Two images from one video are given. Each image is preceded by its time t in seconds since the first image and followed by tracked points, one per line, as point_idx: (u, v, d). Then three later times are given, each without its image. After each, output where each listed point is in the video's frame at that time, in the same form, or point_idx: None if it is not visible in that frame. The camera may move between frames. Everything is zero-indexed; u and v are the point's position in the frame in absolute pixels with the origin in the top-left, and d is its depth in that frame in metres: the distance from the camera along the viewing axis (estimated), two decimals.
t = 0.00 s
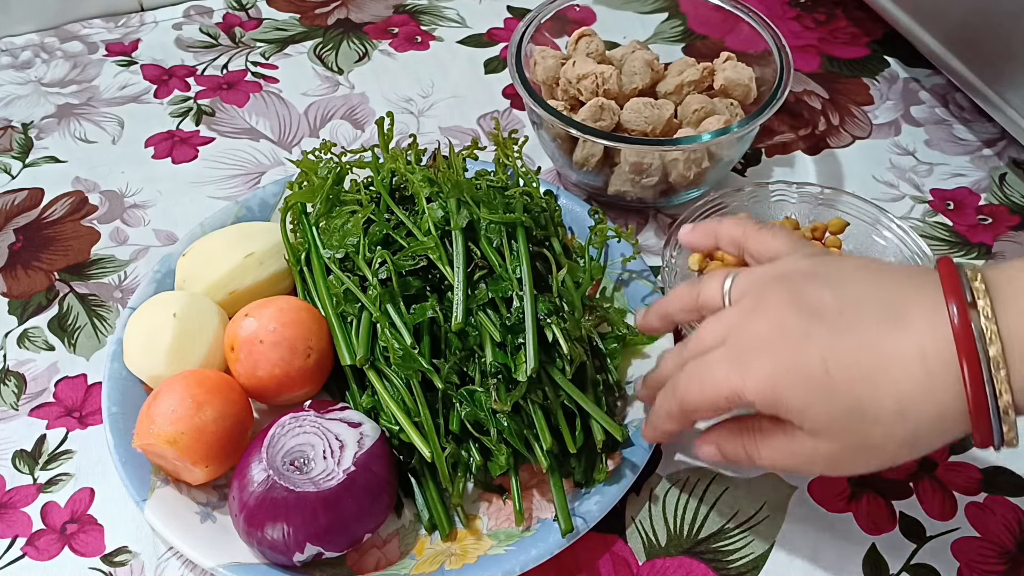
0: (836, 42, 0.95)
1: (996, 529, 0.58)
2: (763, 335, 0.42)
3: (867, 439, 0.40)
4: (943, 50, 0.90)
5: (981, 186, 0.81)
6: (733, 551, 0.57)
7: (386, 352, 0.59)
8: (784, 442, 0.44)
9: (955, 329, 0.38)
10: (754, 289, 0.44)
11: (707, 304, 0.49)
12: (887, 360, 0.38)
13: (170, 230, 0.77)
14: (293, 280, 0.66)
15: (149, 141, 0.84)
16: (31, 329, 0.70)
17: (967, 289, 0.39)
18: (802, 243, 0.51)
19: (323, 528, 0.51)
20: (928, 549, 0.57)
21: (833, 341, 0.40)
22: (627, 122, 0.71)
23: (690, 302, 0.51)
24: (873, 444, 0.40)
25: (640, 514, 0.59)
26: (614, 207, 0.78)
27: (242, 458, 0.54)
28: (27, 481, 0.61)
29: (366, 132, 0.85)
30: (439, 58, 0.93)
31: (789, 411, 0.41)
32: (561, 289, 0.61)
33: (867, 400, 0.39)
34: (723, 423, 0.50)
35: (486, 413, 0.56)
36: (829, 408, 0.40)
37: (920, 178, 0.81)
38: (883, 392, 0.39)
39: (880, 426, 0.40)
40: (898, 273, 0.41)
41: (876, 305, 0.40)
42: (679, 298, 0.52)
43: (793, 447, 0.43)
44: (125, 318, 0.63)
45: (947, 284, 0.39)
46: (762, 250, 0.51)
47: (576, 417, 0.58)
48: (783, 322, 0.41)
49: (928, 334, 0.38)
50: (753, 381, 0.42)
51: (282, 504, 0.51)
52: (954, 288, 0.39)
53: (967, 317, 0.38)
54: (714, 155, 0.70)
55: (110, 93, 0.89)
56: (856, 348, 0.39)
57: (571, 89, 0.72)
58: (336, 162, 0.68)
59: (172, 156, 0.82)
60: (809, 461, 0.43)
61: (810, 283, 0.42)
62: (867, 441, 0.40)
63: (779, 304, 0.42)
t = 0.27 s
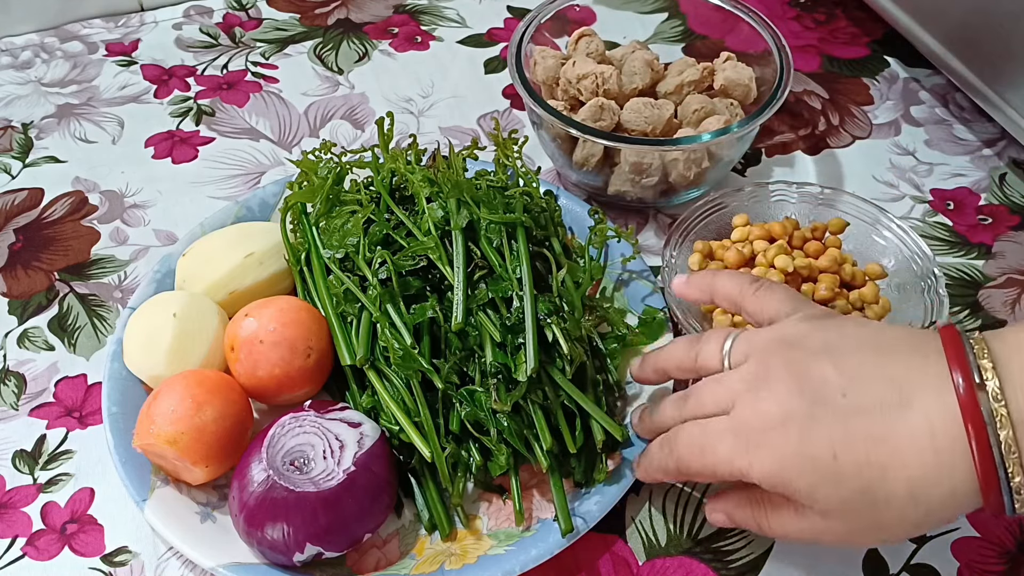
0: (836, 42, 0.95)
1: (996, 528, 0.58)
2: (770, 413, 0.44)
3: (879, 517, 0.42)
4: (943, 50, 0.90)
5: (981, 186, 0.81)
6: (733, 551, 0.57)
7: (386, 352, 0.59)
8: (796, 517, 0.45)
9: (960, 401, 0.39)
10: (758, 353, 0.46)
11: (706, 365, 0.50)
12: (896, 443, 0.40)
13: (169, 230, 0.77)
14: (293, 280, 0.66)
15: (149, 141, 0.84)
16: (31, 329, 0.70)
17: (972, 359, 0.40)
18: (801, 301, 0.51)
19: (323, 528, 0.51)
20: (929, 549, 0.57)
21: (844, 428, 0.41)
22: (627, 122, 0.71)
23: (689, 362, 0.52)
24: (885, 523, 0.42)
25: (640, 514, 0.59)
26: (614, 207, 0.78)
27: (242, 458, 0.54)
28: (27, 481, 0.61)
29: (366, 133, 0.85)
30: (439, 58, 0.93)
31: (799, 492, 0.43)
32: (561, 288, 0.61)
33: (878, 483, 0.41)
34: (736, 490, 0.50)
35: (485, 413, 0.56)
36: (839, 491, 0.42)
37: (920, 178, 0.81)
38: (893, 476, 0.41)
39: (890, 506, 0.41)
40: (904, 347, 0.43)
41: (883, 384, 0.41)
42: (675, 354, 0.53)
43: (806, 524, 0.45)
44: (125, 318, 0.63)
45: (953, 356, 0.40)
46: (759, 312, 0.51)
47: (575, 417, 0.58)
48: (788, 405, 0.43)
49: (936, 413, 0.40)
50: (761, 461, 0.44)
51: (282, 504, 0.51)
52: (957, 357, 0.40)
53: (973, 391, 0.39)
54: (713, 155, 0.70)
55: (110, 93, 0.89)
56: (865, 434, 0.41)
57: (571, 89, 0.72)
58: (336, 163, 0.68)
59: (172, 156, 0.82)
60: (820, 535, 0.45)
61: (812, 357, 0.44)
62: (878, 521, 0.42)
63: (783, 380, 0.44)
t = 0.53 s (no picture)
0: (836, 42, 0.95)
1: (996, 529, 0.58)
2: (748, 389, 0.42)
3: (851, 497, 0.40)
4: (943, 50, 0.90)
5: (981, 186, 0.81)
6: (733, 551, 0.57)
7: (386, 352, 0.59)
8: (770, 498, 0.43)
9: (934, 378, 0.38)
10: (740, 334, 0.45)
11: (687, 337, 0.48)
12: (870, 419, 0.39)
13: (169, 230, 0.77)
14: (293, 280, 0.66)
15: (149, 141, 0.84)
16: (31, 329, 0.70)
17: (948, 337, 0.39)
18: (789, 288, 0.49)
19: (324, 528, 0.51)
20: (929, 549, 0.57)
21: (822, 406, 0.40)
22: (627, 122, 0.71)
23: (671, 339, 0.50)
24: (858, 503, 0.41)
25: (640, 514, 0.59)
26: (614, 207, 0.78)
27: (242, 458, 0.54)
28: (27, 481, 0.61)
29: (366, 133, 0.85)
30: (439, 58, 0.93)
31: (771, 468, 0.41)
32: (562, 288, 0.61)
33: (851, 461, 0.39)
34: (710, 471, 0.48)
35: (485, 413, 0.56)
36: (813, 469, 0.40)
37: (920, 178, 0.81)
38: (870, 452, 0.39)
39: (862, 484, 0.40)
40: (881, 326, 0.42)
41: (859, 366, 0.40)
42: (656, 328, 0.51)
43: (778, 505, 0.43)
44: (125, 318, 0.63)
45: (928, 334, 0.39)
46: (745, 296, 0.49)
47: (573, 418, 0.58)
48: (768, 383, 0.41)
49: (909, 388, 0.38)
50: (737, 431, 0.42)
51: (282, 504, 0.51)
52: (932, 335, 0.39)
53: (947, 368, 0.38)
54: (713, 155, 0.70)
55: (110, 93, 0.89)
56: (839, 410, 0.39)
57: (571, 89, 0.72)
58: (336, 162, 0.68)
59: (172, 156, 0.82)
60: (796, 521, 0.43)
61: (790, 336, 0.42)
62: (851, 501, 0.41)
63: (760, 357, 0.42)
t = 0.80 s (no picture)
0: (837, 42, 0.95)
1: (996, 529, 0.58)
2: (733, 392, 0.42)
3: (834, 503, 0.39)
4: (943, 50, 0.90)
5: (981, 186, 0.81)
6: (733, 551, 0.57)
7: (386, 352, 0.59)
8: (758, 504, 0.42)
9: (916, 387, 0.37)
10: (730, 343, 0.45)
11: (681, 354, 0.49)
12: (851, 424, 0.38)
13: (169, 230, 0.77)
14: (293, 280, 0.66)
15: (148, 141, 0.84)
16: (31, 329, 0.70)
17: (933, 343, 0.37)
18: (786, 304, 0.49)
19: (323, 528, 0.51)
20: (929, 549, 0.57)
21: (804, 407, 0.39)
22: (627, 122, 0.70)
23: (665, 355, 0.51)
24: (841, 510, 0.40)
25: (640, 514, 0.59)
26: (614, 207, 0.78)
27: (242, 458, 0.54)
28: (27, 481, 0.61)
29: (366, 133, 0.85)
30: (439, 58, 0.93)
31: (756, 473, 0.41)
32: (562, 288, 0.61)
33: (832, 466, 0.39)
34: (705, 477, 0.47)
35: (484, 413, 0.56)
36: (796, 471, 0.39)
37: (920, 178, 0.81)
38: (849, 454, 0.38)
39: (845, 489, 0.39)
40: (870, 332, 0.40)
41: (842, 371, 0.39)
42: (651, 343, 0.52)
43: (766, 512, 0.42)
44: (125, 318, 0.63)
45: (912, 341, 0.38)
46: (738, 309, 0.49)
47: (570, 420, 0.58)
48: (752, 386, 0.41)
49: (892, 394, 0.37)
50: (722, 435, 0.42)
51: (281, 504, 0.51)
52: (917, 343, 0.38)
53: (930, 376, 0.36)
54: (713, 155, 0.70)
55: (110, 93, 0.89)
56: (822, 413, 0.39)
57: (571, 90, 0.72)
58: (336, 162, 0.68)
59: (171, 156, 0.82)
60: (784, 526, 0.42)
61: (779, 342, 0.42)
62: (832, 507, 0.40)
63: (749, 363, 0.42)
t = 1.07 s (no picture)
0: (836, 42, 0.95)
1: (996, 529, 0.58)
2: (814, 388, 0.35)
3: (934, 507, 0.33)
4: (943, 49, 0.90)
5: (981, 186, 0.81)
6: (733, 551, 0.57)
7: (386, 353, 0.59)
8: (843, 507, 0.36)
9: None
10: (805, 337, 0.38)
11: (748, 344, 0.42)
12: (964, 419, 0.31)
13: (169, 230, 0.77)
14: (293, 280, 0.66)
15: (148, 141, 0.84)
16: (31, 329, 0.70)
17: None
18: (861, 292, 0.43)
19: (323, 528, 0.51)
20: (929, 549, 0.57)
21: (891, 400, 0.33)
22: (627, 122, 0.71)
23: (732, 343, 0.43)
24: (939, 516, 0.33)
25: (640, 514, 0.59)
26: (614, 207, 0.78)
27: (242, 458, 0.54)
28: (27, 481, 0.61)
29: (366, 133, 0.85)
30: (439, 58, 0.93)
31: (844, 473, 0.34)
32: (562, 288, 0.61)
33: (931, 467, 0.32)
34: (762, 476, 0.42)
35: (485, 413, 0.56)
36: (889, 472, 0.33)
37: (920, 178, 0.81)
38: (952, 455, 0.32)
39: (944, 495, 0.32)
40: None
41: (950, 364, 0.32)
42: (715, 328, 0.44)
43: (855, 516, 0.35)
44: (125, 318, 0.63)
45: None
46: (811, 299, 0.43)
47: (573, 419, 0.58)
48: (837, 381, 0.35)
49: None
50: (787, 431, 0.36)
51: (282, 504, 0.51)
52: None
53: None
54: (713, 155, 0.70)
55: (110, 93, 0.89)
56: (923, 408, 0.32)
57: (571, 90, 0.72)
58: (336, 163, 0.68)
59: (171, 156, 0.82)
60: (871, 532, 0.35)
61: (864, 336, 0.36)
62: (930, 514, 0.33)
63: (830, 357, 0.36)
